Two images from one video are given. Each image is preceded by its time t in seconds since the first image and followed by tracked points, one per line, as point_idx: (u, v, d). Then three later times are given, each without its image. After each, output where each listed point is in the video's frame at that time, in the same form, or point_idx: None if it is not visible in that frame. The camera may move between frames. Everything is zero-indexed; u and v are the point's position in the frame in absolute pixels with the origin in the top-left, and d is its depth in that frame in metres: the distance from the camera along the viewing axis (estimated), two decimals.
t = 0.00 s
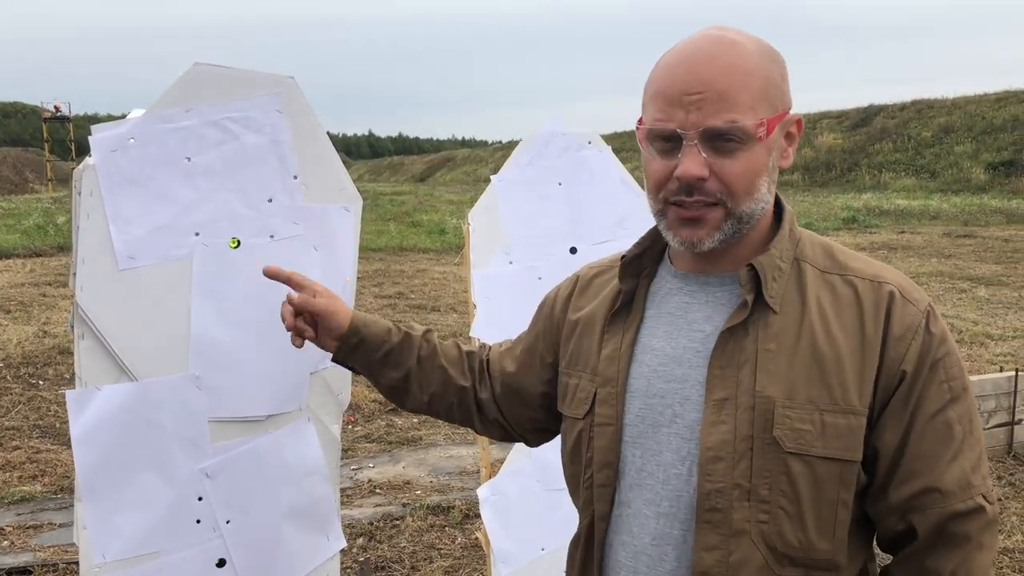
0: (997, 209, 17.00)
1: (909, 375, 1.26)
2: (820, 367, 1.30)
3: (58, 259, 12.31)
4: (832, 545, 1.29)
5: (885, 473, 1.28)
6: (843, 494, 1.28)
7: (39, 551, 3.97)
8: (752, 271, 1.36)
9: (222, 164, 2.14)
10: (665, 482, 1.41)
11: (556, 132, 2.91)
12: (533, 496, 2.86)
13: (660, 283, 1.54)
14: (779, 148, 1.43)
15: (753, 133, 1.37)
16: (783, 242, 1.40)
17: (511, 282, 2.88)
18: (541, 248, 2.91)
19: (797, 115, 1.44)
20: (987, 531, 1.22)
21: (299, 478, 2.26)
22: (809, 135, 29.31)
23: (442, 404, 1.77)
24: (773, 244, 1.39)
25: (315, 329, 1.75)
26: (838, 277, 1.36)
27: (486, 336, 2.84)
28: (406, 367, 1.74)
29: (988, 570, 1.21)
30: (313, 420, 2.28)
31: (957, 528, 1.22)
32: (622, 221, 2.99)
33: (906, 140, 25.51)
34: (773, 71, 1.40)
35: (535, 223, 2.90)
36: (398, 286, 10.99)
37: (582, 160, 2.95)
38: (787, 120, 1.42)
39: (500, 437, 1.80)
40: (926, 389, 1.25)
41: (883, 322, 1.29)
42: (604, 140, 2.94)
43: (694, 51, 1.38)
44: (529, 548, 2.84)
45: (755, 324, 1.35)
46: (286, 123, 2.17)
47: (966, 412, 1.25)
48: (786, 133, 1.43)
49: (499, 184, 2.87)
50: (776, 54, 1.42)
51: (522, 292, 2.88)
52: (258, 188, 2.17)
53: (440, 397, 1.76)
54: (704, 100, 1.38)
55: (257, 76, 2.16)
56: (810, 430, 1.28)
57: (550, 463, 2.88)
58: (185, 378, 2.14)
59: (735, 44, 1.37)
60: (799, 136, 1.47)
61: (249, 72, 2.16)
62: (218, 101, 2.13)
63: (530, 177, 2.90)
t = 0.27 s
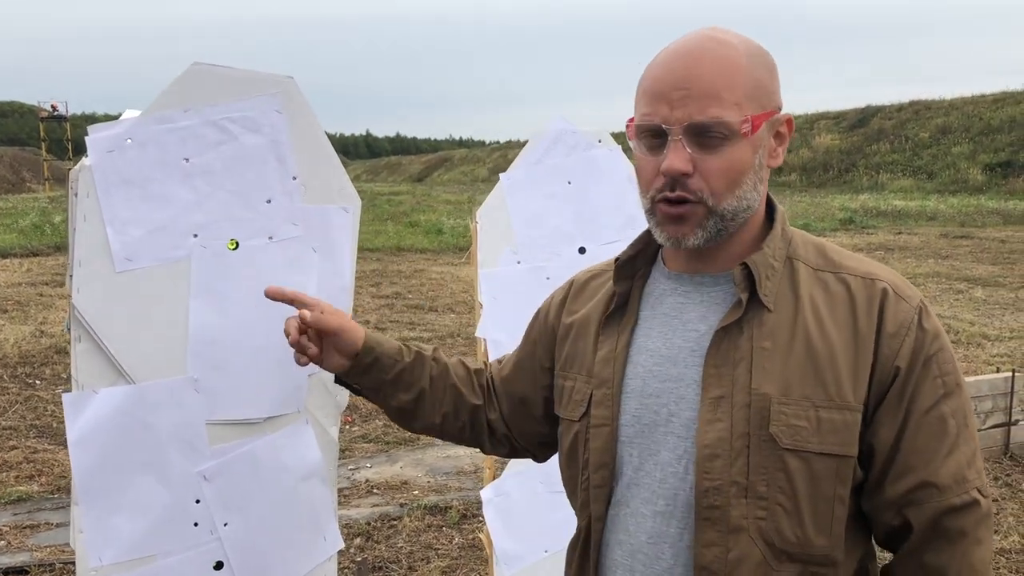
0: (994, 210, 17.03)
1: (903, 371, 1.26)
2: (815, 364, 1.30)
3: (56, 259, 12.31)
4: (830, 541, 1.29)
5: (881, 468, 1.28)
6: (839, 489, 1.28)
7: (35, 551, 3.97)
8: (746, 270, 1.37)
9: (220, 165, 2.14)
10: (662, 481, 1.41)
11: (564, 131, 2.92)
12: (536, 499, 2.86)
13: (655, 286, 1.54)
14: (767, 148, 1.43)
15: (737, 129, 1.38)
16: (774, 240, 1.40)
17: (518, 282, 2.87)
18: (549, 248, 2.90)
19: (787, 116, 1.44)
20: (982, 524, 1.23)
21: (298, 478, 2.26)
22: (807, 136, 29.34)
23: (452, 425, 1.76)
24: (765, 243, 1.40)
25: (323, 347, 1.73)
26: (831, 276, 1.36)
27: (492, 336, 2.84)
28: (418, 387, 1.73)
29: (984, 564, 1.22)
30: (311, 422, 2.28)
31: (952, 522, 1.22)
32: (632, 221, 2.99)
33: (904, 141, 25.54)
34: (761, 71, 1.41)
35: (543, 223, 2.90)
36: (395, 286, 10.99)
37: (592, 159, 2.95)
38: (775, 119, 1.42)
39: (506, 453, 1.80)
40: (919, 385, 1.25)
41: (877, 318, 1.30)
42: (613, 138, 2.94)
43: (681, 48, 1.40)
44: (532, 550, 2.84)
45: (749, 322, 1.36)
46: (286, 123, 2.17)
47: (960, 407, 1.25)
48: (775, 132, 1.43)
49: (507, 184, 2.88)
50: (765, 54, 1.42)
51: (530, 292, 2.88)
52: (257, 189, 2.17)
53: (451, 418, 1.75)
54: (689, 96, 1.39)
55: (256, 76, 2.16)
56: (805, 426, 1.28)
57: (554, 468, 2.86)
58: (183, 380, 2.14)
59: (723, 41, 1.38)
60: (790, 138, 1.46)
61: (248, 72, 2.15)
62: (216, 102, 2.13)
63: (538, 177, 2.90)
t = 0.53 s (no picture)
0: (992, 211, 17.05)
1: (892, 371, 1.27)
2: (806, 364, 1.31)
3: (55, 259, 12.32)
4: (817, 537, 1.29)
5: (869, 466, 1.29)
6: (827, 487, 1.29)
7: (33, 550, 3.98)
8: (739, 270, 1.38)
9: (216, 164, 2.14)
10: (653, 477, 1.41)
11: (553, 134, 2.91)
12: (529, 497, 2.87)
13: (651, 285, 1.55)
14: (752, 152, 1.44)
15: (719, 140, 1.38)
16: (767, 240, 1.41)
17: (508, 282, 2.90)
18: (539, 250, 2.93)
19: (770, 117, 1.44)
20: (969, 524, 1.23)
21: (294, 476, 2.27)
22: (805, 137, 29.37)
23: (487, 412, 1.72)
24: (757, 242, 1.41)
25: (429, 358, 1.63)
26: (822, 277, 1.37)
27: (485, 336, 2.86)
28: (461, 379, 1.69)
29: (968, 564, 1.22)
30: (307, 419, 2.28)
31: (938, 522, 1.23)
32: (622, 222, 3.00)
33: (902, 141, 25.58)
34: (738, 75, 1.41)
35: (533, 225, 2.91)
36: (394, 286, 10.99)
37: (580, 161, 2.96)
38: (757, 123, 1.43)
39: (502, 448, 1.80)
40: (908, 385, 1.26)
41: (867, 319, 1.30)
42: (603, 141, 2.94)
43: (655, 65, 1.40)
44: (529, 547, 2.86)
45: (740, 322, 1.37)
46: (281, 123, 2.18)
47: (948, 408, 1.26)
48: (759, 136, 1.44)
49: (497, 187, 2.88)
50: (741, 56, 1.42)
51: (520, 292, 2.90)
52: (253, 188, 2.18)
53: (486, 404, 1.72)
54: (668, 111, 1.39)
55: (252, 76, 2.17)
56: (794, 424, 1.29)
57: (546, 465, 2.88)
58: (180, 376, 2.14)
59: (696, 52, 1.39)
60: (775, 137, 1.47)
61: (242, 72, 2.16)
62: (213, 102, 2.14)
63: (528, 178, 2.91)
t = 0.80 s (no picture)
0: (989, 211, 17.07)
1: (891, 367, 1.27)
2: (805, 361, 1.31)
3: (52, 260, 12.31)
4: (817, 533, 1.30)
5: (867, 463, 1.29)
6: (827, 483, 1.29)
7: (30, 551, 3.97)
8: (739, 267, 1.38)
9: (214, 164, 2.15)
10: (654, 475, 1.42)
11: (549, 134, 2.93)
12: (524, 497, 2.88)
13: (649, 282, 1.55)
14: (759, 144, 1.45)
15: (730, 122, 1.39)
16: (765, 240, 1.42)
17: (504, 283, 2.90)
18: (534, 249, 2.92)
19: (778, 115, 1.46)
20: (966, 519, 1.24)
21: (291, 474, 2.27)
22: (803, 137, 29.40)
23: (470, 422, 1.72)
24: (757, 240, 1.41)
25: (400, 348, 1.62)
26: (820, 274, 1.38)
27: (480, 336, 2.88)
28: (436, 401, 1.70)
29: (963, 560, 1.23)
30: (304, 419, 2.28)
31: (935, 517, 1.23)
32: (618, 223, 2.99)
33: (899, 142, 25.61)
34: (751, 65, 1.43)
35: (528, 224, 2.91)
36: (392, 287, 10.99)
37: (576, 161, 2.96)
38: (766, 116, 1.44)
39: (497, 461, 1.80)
40: (906, 382, 1.27)
41: (866, 316, 1.31)
42: (597, 141, 2.94)
43: (673, 43, 1.42)
44: (526, 545, 2.86)
45: (740, 319, 1.37)
46: (280, 124, 2.18)
47: (944, 405, 1.26)
48: (767, 129, 1.45)
49: (492, 186, 2.90)
50: (754, 52, 1.45)
51: (516, 292, 2.90)
52: (251, 188, 2.18)
53: (470, 415, 1.71)
54: (682, 89, 1.41)
55: (250, 76, 2.17)
56: (795, 420, 1.29)
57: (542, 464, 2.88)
58: (177, 376, 2.14)
59: (713, 37, 1.41)
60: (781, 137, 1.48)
61: (240, 72, 2.16)
62: (211, 102, 2.14)
63: (523, 177, 2.92)
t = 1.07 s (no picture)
0: (986, 211, 17.10)
1: (894, 376, 1.29)
2: (812, 368, 1.32)
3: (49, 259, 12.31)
4: (819, 540, 1.31)
5: (867, 469, 1.30)
6: (832, 490, 1.30)
7: (27, 551, 3.97)
8: (746, 272, 1.39)
9: (210, 166, 2.15)
10: (657, 479, 1.42)
11: (548, 134, 2.93)
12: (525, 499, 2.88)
13: (646, 287, 1.55)
14: (775, 149, 1.46)
15: (752, 124, 1.41)
16: (768, 245, 1.43)
17: (503, 283, 2.91)
18: (532, 250, 2.93)
19: (795, 123, 1.48)
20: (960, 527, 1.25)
21: (288, 475, 2.28)
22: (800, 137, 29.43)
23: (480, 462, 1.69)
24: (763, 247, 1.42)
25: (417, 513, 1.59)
26: (823, 281, 1.39)
27: (479, 336, 2.89)
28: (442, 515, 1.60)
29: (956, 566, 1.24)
30: (300, 420, 2.29)
31: (930, 525, 1.24)
32: (616, 222, 3.00)
33: (896, 142, 25.64)
34: (777, 71, 1.44)
35: (527, 224, 2.92)
36: (389, 287, 11.00)
37: (574, 161, 2.97)
38: (785, 123, 1.46)
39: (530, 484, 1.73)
40: (908, 390, 1.28)
41: (871, 325, 1.32)
42: (597, 141, 2.95)
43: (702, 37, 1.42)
44: (524, 544, 2.87)
45: (746, 324, 1.37)
46: (276, 124, 2.19)
47: (941, 414, 1.29)
48: (784, 137, 1.47)
49: (491, 186, 2.90)
50: (779, 58, 1.46)
51: (515, 292, 2.92)
52: (247, 189, 2.19)
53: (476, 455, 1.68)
54: (707, 85, 1.41)
55: (246, 77, 2.18)
56: (801, 427, 1.30)
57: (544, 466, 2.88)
58: (173, 378, 2.14)
59: (744, 39, 1.42)
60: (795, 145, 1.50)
61: (237, 73, 2.17)
62: (207, 103, 2.15)
63: (522, 178, 2.92)
